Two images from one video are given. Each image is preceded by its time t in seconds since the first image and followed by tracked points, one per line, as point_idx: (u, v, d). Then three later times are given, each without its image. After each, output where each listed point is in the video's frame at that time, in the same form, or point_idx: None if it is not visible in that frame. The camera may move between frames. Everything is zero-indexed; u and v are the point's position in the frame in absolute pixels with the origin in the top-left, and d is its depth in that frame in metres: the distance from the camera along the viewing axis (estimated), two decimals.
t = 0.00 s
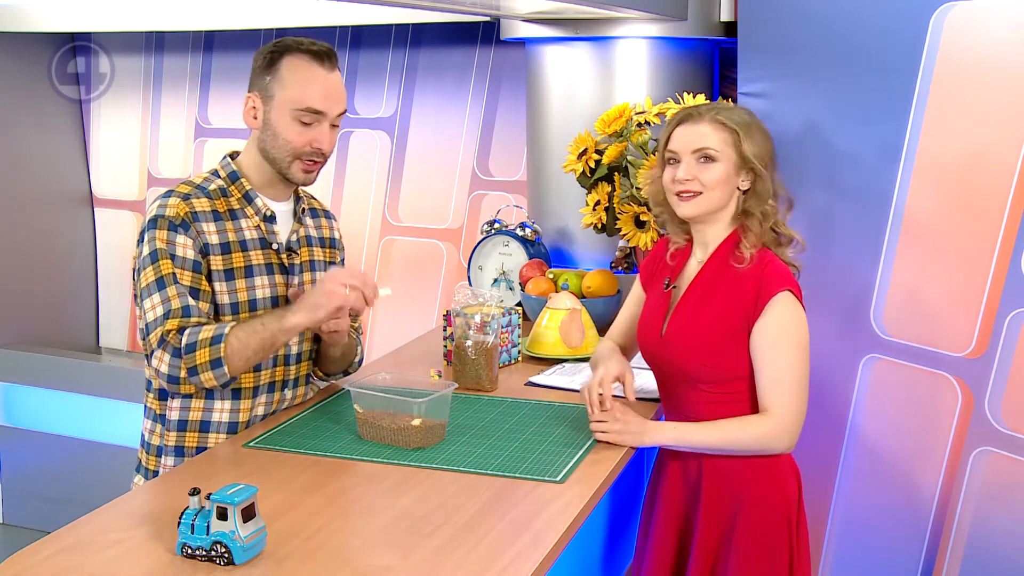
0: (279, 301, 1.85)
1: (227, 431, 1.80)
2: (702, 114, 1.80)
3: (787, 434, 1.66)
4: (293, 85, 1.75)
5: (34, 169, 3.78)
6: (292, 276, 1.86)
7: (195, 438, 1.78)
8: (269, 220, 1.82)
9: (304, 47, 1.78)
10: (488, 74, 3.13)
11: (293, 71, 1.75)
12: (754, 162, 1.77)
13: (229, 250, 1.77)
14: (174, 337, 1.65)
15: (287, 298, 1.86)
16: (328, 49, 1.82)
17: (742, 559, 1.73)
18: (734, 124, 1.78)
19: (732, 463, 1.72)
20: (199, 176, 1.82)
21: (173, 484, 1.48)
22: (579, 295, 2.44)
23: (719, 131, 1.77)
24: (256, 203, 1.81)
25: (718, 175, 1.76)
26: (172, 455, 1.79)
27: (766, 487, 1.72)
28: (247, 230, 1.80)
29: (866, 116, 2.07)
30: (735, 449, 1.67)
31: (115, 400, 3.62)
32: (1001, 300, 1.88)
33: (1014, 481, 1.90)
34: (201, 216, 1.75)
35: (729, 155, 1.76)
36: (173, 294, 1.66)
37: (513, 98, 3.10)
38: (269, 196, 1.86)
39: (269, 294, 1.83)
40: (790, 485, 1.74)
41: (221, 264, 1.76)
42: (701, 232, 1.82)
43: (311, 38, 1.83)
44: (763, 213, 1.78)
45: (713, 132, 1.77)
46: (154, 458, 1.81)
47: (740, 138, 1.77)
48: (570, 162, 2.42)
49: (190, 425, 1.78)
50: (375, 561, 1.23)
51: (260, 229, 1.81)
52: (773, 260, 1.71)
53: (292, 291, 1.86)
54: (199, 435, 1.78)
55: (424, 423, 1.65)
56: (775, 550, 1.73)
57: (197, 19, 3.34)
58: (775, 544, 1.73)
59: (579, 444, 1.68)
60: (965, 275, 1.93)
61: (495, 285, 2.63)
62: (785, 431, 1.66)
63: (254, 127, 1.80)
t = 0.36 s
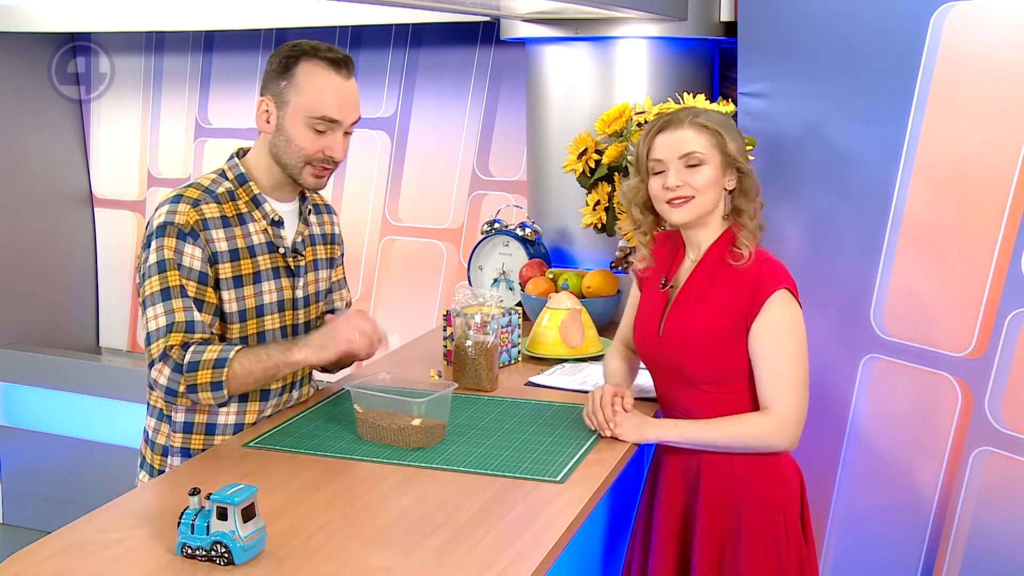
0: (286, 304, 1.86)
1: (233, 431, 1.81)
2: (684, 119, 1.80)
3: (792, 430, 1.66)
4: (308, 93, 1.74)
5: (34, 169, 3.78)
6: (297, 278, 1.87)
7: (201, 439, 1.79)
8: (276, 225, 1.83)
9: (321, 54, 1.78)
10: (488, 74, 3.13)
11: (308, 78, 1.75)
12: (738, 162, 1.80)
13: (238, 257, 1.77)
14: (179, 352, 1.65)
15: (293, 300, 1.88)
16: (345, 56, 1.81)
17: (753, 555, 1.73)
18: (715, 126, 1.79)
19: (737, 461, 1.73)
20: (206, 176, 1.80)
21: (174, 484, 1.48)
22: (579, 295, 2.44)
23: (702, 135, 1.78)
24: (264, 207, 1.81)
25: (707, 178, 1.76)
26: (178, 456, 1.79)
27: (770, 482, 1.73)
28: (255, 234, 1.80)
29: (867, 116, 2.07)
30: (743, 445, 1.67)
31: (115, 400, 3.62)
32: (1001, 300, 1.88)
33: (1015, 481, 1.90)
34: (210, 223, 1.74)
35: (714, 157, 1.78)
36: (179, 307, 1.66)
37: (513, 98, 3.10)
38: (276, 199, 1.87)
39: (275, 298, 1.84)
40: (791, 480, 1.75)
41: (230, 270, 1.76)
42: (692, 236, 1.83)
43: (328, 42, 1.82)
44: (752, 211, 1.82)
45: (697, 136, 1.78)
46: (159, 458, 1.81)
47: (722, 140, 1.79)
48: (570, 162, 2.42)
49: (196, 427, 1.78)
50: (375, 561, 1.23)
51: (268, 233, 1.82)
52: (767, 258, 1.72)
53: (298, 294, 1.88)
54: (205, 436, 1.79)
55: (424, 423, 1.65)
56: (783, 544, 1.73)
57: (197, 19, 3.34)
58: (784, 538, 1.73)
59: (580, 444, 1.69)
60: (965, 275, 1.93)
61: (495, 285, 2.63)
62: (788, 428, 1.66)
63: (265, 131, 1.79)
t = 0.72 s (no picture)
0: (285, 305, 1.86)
1: (230, 431, 1.79)
2: (665, 136, 1.77)
3: (791, 442, 1.65)
4: (311, 100, 1.74)
5: (35, 168, 3.78)
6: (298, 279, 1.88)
7: (198, 439, 1.78)
8: (275, 226, 1.82)
9: (327, 61, 1.77)
10: (488, 74, 3.13)
11: (312, 86, 1.74)
12: (717, 178, 1.71)
13: (235, 258, 1.77)
14: (160, 343, 1.65)
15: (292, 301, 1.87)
16: (351, 64, 1.80)
17: (730, 562, 1.73)
18: (692, 143, 1.72)
19: (722, 467, 1.73)
20: (205, 176, 1.80)
21: (173, 484, 1.48)
22: (579, 296, 2.44)
23: (677, 153, 1.74)
24: (263, 208, 1.81)
25: (683, 199, 1.73)
26: (176, 454, 1.80)
27: (756, 490, 1.72)
28: (253, 236, 1.79)
29: (867, 116, 2.07)
30: (728, 455, 1.68)
31: (116, 399, 3.61)
32: (1001, 301, 1.88)
33: (1014, 481, 1.90)
34: (206, 224, 1.74)
35: (688, 176, 1.72)
36: (163, 307, 1.67)
37: (513, 98, 3.10)
38: (276, 200, 1.87)
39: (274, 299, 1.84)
40: (781, 489, 1.73)
41: (227, 272, 1.77)
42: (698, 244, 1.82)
43: (333, 47, 1.81)
44: (733, 222, 1.73)
45: (672, 156, 1.74)
46: (159, 455, 1.82)
47: (698, 156, 1.72)
48: (570, 162, 2.42)
49: (193, 426, 1.78)
50: (375, 561, 1.23)
51: (266, 233, 1.81)
52: (769, 270, 1.70)
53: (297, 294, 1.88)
54: (202, 436, 1.78)
55: (424, 423, 1.65)
56: (763, 554, 1.73)
57: (197, 19, 3.34)
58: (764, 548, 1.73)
59: (579, 444, 1.68)
60: (965, 276, 1.93)
61: (495, 285, 2.63)
62: (788, 440, 1.65)
63: (267, 135, 1.79)
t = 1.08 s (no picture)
0: (280, 306, 1.84)
1: (224, 429, 1.79)
2: (665, 136, 1.77)
3: (790, 441, 1.65)
4: (305, 93, 1.74)
5: (35, 169, 3.78)
6: (294, 281, 1.86)
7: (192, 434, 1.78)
8: (272, 226, 1.82)
9: (319, 54, 1.77)
10: (488, 74, 3.13)
11: (306, 79, 1.74)
12: (717, 178, 1.71)
13: (225, 258, 1.77)
14: (100, 338, 1.65)
15: (289, 302, 1.86)
16: (344, 56, 1.80)
17: (729, 561, 1.73)
18: (693, 144, 1.73)
19: (721, 466, 1.73)
20: (206, 178, 1.82)
21: (173, 485, 1.49)
22: (579, 296, 2.44)
23: (678, 153, 1.74)
24: (260, 208, 1.80)
25: (683, 199, 1.73)
26: (171, 452, 1.80)
27: (754, 490, 1.72)
28: (248, 235, 1.79)
29: (867, 116, 2.07)
30: (726, 454, 1.68)
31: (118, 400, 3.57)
32: (1001, 300, 1.88)
33: (1014, 481, 1.90)
34: (195, 223, 1.75)
35: (689, 176, 1.72)
36: (118, 298, 1.66)
37: (512, 98, 3.10)
38: (275, 200, 1.85)
39: (268, 301, 1.83)
40: (780, 489, 1.73)
41: (216, 272, 1.76)
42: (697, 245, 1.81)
43: (326, 42, 1.82)
44: (739, 222, 1.72)
45: (672, 156, 1.74)
46: (155, 452, 1.82)
47: (698, 156, 1.72)
48: (570, 162, 2.42)
49: (185, 422, 1.78)
50: (375, 561, 1.23)
51: (263, 234, 1.81)
52: (763, 269, 1.69)
53: (294, 295, 1.86)
54: (195, 431, 1.78)
55: (424, 423, 1.65)
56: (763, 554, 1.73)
57: (197, 19, 3.34)
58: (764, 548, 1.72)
59: (579, 445, 1.68)
60: (965, 276, 1.93)
61: (495, 285, 2.63)
62: (788, 439, 1.65)
63: (265, 131, 1.79)
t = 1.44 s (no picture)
0: (280, 314, 1.84)
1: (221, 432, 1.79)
2: (665, 135, 1.78)
3: (790, 440, 1.65)
4: (317, 101, 1.74)
5: (34, 169, 3.78)
6: (297, 289, 1.85)
7: (189, 435, 1.78)
8: (275, 234, 1.81)
9: (331, 61, 1.77)
10: (488, 74, 3.13)
11: (318, 86, 1.74)
12: (715, 177, 1.71)
13: (227, 263, 1.77)
14: (117, 352, 1.68)
15: (290, 310, 1.85)
16: (356, 64, 1.80)
17: (729, 560, 1.73)
18: (692, 143, 1.73)
19: (721, 465, 1.73)
20: (214, 184, 1.83)
21: (173, 485, 1.49)
22: (579, 296, 2.44)
23: (677, 152, 1.74)
24: (264, 215, 1.80)
25: (682, 198, 1.73)
26: (166, 452, 1.79)
27: (755, 489, 1.72)
28: (252, 241, 1.79)
29: (867, 116, 2.07)
30: (726, 453, 1.68)
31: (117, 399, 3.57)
32: (1001, 300, 1.88)
33: (1014, 481, 1.90)
34: (198, 227, 1.75)
35: (686, 175, 1.72)
36: (130, 304, 1.67)
37: (512, 98, 3.10)
38: (282, 208, 1.85)
39: (267, 308, 1.82)
40: (780, 489, 1.73)
41: (216, 276, 1.76)
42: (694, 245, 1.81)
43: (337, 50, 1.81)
44: (734, 221, 1.73)
45: (671, 155, 1.74)
46: (151, 452, 1.82)
47: (697, 155, 1.72)
48: (570, 162, 2.42)
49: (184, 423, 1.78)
50: (375, 561, 1.23)
51: (266, 241, 1.81)
52: (761, 270, 1.69)
53: (296, 304, 1.85)
54: (193, 433, 1.78)
55: (424, 423, 1.65)
56: (763, 553, 1.73)
57: (197, 19, 3.34)
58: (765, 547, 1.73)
59: (579, 444, 1.68)
60: (966, 276, 1.93)
61: (495, 285, 2.63)
62: (787, 438, 1.65)
63: (276, 138, 1.79)
